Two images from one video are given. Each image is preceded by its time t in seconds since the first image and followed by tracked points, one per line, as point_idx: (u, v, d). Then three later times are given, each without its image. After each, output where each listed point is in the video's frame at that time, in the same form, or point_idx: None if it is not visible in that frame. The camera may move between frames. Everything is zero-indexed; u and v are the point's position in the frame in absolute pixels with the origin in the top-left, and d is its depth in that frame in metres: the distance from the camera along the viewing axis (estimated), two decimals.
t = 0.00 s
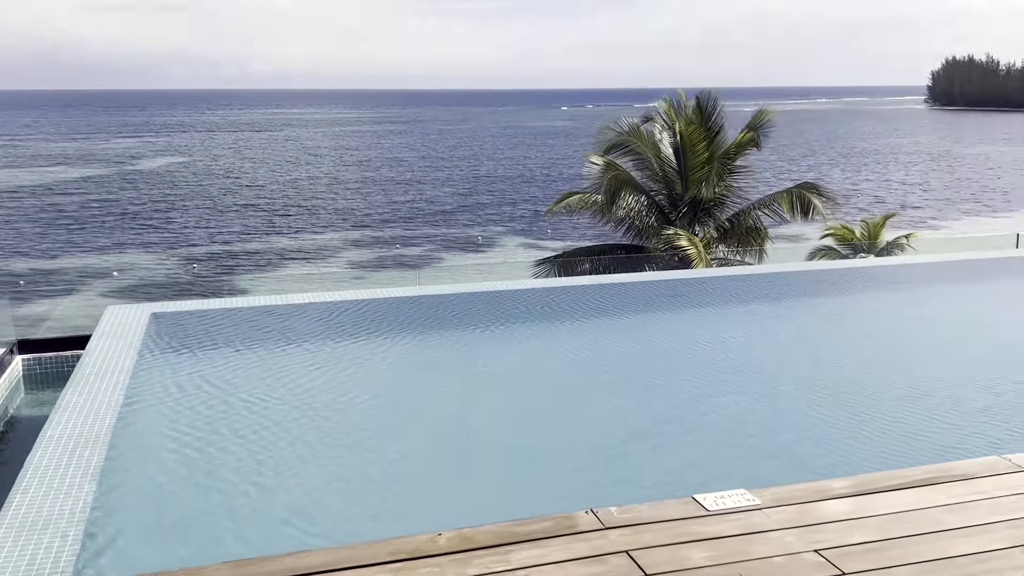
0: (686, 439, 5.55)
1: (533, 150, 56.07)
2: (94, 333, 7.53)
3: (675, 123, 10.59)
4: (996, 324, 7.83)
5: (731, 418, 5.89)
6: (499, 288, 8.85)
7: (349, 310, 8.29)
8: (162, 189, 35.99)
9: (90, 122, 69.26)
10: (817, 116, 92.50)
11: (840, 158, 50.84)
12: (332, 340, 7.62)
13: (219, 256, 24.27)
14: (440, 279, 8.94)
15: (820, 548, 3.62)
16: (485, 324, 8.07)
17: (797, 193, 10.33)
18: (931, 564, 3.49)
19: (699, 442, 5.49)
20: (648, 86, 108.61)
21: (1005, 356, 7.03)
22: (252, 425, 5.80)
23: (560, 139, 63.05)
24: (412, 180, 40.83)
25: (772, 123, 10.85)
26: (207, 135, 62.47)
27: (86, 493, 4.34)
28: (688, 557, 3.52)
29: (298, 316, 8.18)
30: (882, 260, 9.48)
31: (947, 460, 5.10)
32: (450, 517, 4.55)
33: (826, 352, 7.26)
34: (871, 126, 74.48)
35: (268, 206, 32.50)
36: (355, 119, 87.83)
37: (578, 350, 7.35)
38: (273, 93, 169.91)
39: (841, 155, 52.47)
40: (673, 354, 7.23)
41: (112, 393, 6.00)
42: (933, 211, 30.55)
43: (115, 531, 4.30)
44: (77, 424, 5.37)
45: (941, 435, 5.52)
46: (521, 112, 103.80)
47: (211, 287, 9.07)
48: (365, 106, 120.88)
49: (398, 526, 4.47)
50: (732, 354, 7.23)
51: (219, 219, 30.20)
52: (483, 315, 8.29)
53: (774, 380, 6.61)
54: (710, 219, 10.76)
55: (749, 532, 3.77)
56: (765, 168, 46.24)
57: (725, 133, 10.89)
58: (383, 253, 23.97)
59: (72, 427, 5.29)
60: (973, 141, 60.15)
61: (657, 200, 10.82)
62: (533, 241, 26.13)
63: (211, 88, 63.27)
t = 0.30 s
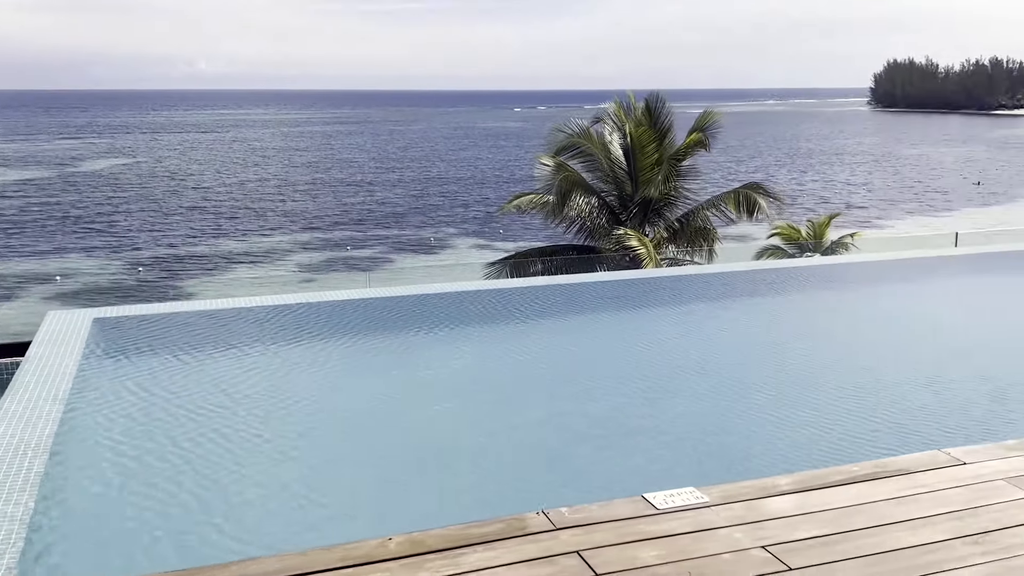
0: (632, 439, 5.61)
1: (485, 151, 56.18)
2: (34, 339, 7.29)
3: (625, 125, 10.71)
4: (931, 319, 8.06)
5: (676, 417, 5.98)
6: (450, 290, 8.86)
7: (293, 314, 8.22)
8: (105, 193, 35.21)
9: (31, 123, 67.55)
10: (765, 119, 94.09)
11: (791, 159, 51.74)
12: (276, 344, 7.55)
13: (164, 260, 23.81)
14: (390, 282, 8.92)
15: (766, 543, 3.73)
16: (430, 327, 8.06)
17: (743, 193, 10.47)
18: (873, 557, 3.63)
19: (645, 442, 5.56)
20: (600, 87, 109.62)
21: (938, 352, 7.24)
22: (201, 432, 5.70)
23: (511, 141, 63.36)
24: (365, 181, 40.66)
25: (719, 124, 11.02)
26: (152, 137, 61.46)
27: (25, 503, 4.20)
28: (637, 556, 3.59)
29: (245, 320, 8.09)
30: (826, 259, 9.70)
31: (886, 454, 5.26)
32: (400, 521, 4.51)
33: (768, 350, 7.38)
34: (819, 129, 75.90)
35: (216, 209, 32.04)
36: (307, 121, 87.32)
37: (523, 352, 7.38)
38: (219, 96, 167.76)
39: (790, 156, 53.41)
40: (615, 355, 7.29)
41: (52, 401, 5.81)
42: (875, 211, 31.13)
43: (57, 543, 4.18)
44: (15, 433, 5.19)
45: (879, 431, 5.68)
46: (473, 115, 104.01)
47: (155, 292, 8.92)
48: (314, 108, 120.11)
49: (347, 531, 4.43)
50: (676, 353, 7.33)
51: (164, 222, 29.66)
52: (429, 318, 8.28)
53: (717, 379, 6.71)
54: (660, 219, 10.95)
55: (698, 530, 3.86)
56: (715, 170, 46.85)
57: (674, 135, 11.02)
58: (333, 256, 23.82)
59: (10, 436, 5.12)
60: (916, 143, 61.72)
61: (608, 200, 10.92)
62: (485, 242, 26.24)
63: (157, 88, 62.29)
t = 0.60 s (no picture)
0: (582, 439, 5.69)
1: (435, 153, 56.15)
2: None
3: (574, 126, 10.74)
4: (872, 315, 8.30)
5: (625, 417, 6.08)
6: (398, 294, 8.87)
7: (243, 319, 8.18)
8: (44, 196, 34.33)
9: None
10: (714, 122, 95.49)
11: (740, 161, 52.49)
12: (224, 347, 7.48)
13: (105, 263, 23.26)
14: (338, 285, 8.91)
15: (715, 540, 3.83)
16: (380, 329, 8.06)
17: (692, 194, 10.61)
18: (820, 551, 3.74)
19: (596, 441, 5.64)
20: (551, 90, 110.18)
21: (878, 348, 7.46)
22: (144, 440, 5.59)
23: (460, 144, 63.56)
24: (315, 183, 40.37)
25: (667, 126, 11.14)
26: (92, 138, 60.17)
27: None
28: (589, 555, 3.63)
29: (191, 322, 8.02)
30: (772, 257, 9.93)
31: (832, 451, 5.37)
32: (353, 524, 4.50)
33: (715, 349, 7.53)
34: (766, 132, 77.15)
35: (160, 213, 31.46)
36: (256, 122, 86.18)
37: (473, 353, 7.43)
38: (159, 99, 164.94)
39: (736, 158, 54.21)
40: (565, 356, 7.37)
41: None
42: (817, 211, 31.72)
43: None
44: None
45: (821, 427, 5.86)
46: (421, 117, 103.98)
47: (94, 296, 8.75)
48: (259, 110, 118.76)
49: (295, 535, 4.41)
50: (626, 354, 7.44)
51: (105, 226, 29.01)
52: (380, 321, 8.30)
53: (666, 379, 6.83)
54: (609, 219, 11.02)
55: (648, 528, 3.94)
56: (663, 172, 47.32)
57: (623, 136, 11.11)
58: (281, 259, 23.60)
59: None
60: (860, 146, 63.17)
61: (559, 201, 10.97)
62: (435, 243, 26.26)
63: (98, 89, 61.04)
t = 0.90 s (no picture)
0: (534, 438, 5.78)
1: (385, 154, 55.94)
2: None
3: (525, 127, 10.76)
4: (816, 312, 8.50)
5: (576, 415, 6.19)
6: (348, 297, 8.85)
7: (186, 323, 8.06)
8: None
9: None
10: (663, 124, 96.67)
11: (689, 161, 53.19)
12: (166, 352, 7.37)
13: (43, 268, 22.68)
14: (287, 288, 8.86)
15: (665, 537, 3.99)
16: (329, 332, 8.01)
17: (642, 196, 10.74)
18: (769, 545, 3.92)
19: (548, 440, 5.73)
20: (501, 91, 110.42)
21: (822, 345, 7.65)
22: (91, 446, 5.54)
23: (409, 145, 63.45)
24: (262, 185, 39.96)
25: (616, 127, 11.26)
26: (29, 140, 58.58)
27: None
28: (541, 556, 3.75)
29: (135, 329, 7.88)
30: (720, 256, 10.16)
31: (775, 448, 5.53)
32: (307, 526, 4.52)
33: (663, 348, 7.65)
34: (714, 135, 78.32)
35: (101, 216, 30.79)
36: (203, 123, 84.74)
37: (421, 355, 7.43)
38: (98, 99, 161.08)
39: (685, 159, 54.98)
40: (512, 358, 7.41)
41: None
42: (762, 211, 32.30)
43: None
44: None
45: (766, 422, 6.04)
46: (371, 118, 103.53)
47: (34, 301, 8.56)
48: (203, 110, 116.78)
49: (243, 539, 4.41)
50: (575, 354, 7.52)
51: (44, 230, 28.28)
52: (327, 323, 8.25)
53: (616, 379, 6.92)
54: (560, 221, 11.06)
55: (600, 527, 4.08)
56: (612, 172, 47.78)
57: (573, 138, 11.20)
58: (226, 262, 23.34)
59: None
60: (805, 148, 64.58)
61: (510, 202, 11.01)
62: (385, 244, 26.24)
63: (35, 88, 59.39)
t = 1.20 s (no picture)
0: (491, 435, 5.89)
1: (335, 155, 55.62)
2: None
3: (475, 127, 10.79)
4: (765, 307, 8.70)
5: (534, 412, 6.31)
6: (298, 299, 8.84)
7: (134, 328, 7.97)
8: None
9: None
10: (613, 125, 97.47)
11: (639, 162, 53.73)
12: (110, 355, 7.28)
13: None
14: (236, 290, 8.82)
15: (618, 535, 4.26)
16: (277, 333, 7.98)
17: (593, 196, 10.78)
18: (720, 540, 4.27)
19: (505, 438, 5.85)
20: (452, 90, 110.25)
21: (771, 340, 7.85)
22: (43, 447, 5.53)
23: (359, 146, 63.17)
24: (207, 186, 39.46)
25: (567, 128, 11.36)
26: None
27: None
28: (495, 555, 3.97)
29: (78, 333, 7.76)
30: (670, 256, 10.29)
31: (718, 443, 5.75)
32: (264, 527, 4.56)
33: (616, 345, 7.77)
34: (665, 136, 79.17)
35: (42, 219, 30.08)
36: (146, 124, 83.04)
37: (376, 356, 7.45)
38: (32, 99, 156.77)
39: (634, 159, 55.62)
40: (466, 357, 7.47)
41: None
42: (709, 211, 32.74)
43: None
44: None
45: (715, 415, 6.29)
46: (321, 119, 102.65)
47: None
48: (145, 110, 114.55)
49: (195, 538, 4.45)
50: (530, 351, 7.61)
51: None
52: (278, 324, 8.22)
53: (571, 376, 7.05)
54: (511, 222, 11.14)
55: (554, 526, 4.34)
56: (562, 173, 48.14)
57: (523, 139, 11.28)
58: (173, 264, 23.07)
59: None
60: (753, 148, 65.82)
61: (460, 203, 11.01)
62: (336, 245, 26.21)
63: None
